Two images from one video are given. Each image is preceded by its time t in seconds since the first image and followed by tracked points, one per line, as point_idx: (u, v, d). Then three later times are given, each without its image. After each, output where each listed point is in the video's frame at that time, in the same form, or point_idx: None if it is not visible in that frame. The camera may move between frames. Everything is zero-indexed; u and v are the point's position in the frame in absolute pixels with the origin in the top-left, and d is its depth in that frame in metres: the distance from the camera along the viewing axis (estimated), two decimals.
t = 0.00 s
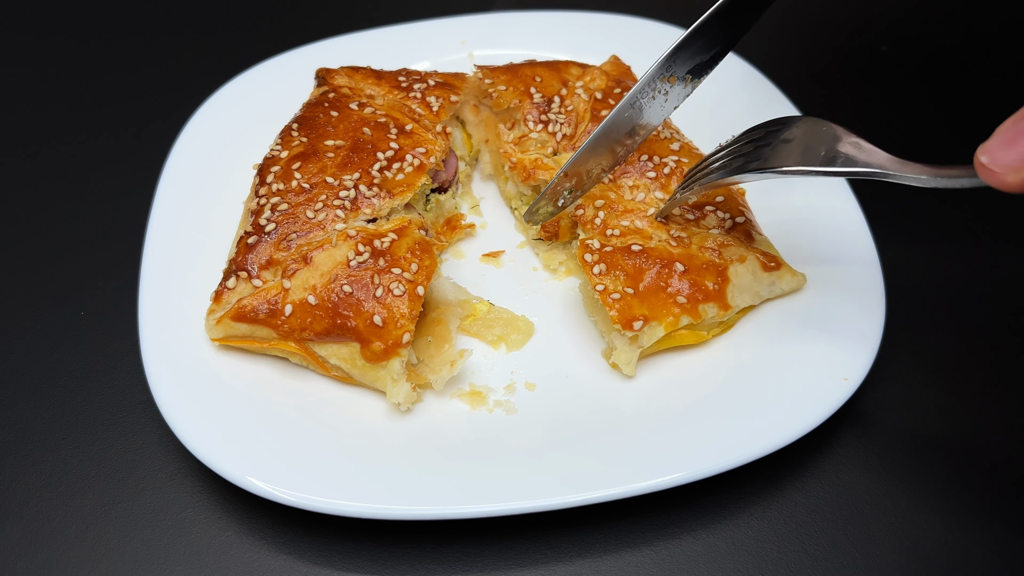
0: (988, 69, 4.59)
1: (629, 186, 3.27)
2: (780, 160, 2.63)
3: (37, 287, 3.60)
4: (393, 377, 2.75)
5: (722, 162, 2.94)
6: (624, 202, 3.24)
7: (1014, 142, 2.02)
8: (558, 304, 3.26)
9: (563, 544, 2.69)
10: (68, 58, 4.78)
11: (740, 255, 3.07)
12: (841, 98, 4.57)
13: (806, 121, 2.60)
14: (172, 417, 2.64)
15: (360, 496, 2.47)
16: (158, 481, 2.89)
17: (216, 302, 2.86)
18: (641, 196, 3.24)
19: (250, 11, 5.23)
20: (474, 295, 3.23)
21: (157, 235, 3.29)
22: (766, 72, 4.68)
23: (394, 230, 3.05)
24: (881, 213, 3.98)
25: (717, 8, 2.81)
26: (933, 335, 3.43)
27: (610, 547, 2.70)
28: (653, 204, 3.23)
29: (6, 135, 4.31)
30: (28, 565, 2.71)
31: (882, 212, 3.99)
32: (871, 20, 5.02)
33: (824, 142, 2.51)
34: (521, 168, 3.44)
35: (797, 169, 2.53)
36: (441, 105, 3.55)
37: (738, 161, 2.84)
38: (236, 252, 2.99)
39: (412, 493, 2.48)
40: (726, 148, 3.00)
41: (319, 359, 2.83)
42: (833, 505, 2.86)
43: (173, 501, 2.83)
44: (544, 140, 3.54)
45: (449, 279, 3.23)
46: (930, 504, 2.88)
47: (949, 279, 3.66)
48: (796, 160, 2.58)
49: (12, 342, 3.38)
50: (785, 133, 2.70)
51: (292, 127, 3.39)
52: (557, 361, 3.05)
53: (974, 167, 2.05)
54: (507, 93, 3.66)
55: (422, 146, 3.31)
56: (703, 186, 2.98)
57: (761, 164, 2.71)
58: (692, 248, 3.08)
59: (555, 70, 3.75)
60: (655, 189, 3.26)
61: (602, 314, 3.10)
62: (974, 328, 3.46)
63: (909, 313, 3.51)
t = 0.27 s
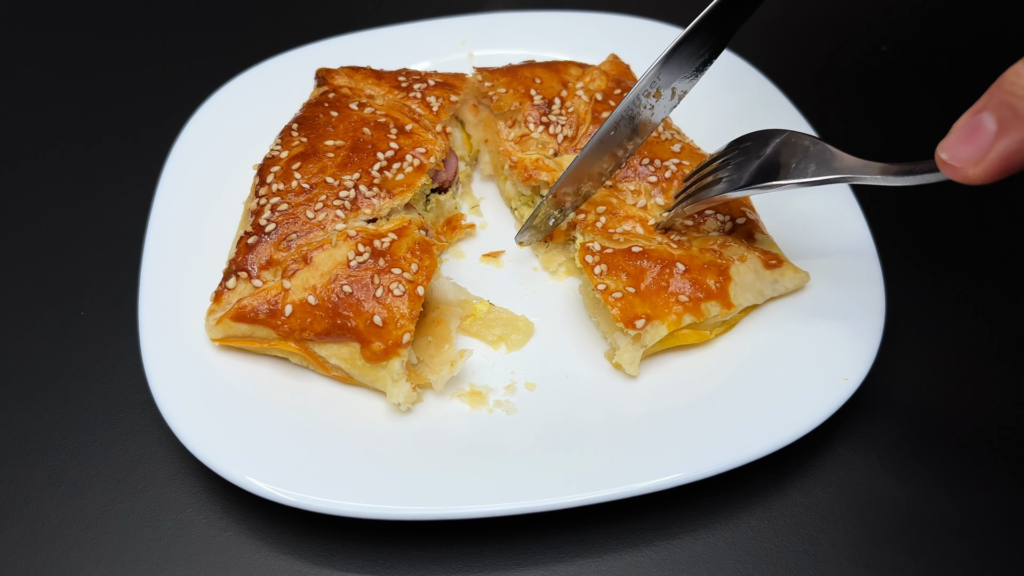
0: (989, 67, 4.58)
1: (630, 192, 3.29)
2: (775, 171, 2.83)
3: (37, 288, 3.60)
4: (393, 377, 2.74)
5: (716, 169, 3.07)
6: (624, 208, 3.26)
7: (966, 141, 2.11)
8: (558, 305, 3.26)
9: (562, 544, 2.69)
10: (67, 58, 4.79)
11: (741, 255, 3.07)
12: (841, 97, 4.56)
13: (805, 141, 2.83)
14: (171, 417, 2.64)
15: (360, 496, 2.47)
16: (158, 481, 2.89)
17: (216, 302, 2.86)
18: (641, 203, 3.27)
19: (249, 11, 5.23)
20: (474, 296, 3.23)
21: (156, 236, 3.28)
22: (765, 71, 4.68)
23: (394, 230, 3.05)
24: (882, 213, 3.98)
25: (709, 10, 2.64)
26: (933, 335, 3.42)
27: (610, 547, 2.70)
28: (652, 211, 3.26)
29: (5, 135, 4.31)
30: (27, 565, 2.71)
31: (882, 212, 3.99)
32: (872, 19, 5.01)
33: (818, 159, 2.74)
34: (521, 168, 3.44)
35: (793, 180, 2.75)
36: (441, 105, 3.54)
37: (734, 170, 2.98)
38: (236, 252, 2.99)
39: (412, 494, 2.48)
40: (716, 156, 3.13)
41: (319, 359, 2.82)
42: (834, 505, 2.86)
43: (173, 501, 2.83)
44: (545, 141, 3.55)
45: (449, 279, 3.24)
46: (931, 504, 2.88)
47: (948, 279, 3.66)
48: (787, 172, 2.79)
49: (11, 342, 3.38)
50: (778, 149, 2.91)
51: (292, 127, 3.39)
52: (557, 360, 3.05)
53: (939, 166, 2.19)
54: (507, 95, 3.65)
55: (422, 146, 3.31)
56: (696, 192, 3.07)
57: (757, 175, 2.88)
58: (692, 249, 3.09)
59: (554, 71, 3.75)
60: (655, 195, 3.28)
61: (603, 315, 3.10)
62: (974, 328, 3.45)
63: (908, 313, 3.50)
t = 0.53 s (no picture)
0: (988, 66, 4.58)
1: (629, 197, 3.29)
2: (767, 180, 2.89)
3: (37, 288, 3.60)
4: (393, 378, 2.74)
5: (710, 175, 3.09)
6: (623, 212, 3.26)
7: (943, 155, 2.23)
8: (558, 305, 3.26)
9: (562, 544, 2.69)
10: (67, 58, 4.79)
11: (740, 255, 3.07)
12: (841, 98, 4.57)
13: (793, 152, 2.91)
14: (171, 418, 2.64)
15: (361, 497, 2.47)
16: (158, 482, 2.89)
17: (216, 303, 2.86)
18: (640, 206, 3.27)
19: (249, 10, 5.23)
20: (474, 296, 3.24)
21: (156, 237, 3.28)
22: (765, 72, 4.68)
23: (394, 231, 3.05)
24: (882, 214, 3.99)
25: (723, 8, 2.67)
26: (933, 335, 3.42)
27: (610, 548, 2.70)
28: (652, 214, 3.25)
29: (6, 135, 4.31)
30: (27, 566, 2.71)
31: (881, 212, 3.99)
32: (871, 19, 5.01)
33: (806, 170, 2.82)
34: (520, 172, 3.46)
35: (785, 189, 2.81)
36: (440, 106, 3.55)
37: (728, 176, 3.00)
38: (236, 253, 2.99)
39: (413, 495, 2.49)
40: (708, 162, 3.15)
41: (319, 360, 2.82)
42: (834, 505, 2.87)
43: (173, 502, 2.83)
44: (543, 145, 3.53)
45: (449, 280, 3.24)
46: (930, 504, 2.89)
47: (947, 279, 3.67)
48: (777, 182, 2.86)
49: (12, 342, 3.38)
50: (768, 158, 2.97)
51: (292, 128, 3.39)
52: (557, 361, 3.05)
53: (919, 179, 2.31)
54: (505, 101, 3.65)
55: (422, 147, 3.31)
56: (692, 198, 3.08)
57: (750, 182, 2.93)
58: (692, 251, 3.09)
59: (552, 73, 3.76)
60: (654, 198, 3.27)
61: (603, 317, 3.10)
62: (974, 328, 3.46)
63: (908, 313, 3.51)
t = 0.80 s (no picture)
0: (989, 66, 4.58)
1: (630, 197, 3.29)
2: (767, 178, 2.88)
3: (38, 287, 3.61)
4: (393, 378, 2.74)
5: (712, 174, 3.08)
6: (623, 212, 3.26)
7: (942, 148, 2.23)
8: (558, 305, 3.26)
9: (562, 545, 2.69)
10: (68, 58, 4.79)
11: (741, 255, 3.08)
12: (842, 98, 4.56)
13: (794, 150, 2.88)
14: (171, 419, 2.64)
15: (361, 498, 2.47)
16: (158, 482, 2.89)
17: (216, 304, 2.86)
18: (640, 205, 3.27)
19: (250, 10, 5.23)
20: (474, 296, 3.24)
21: (156, 238, 3.28)
22: (765, 71, 4.69)
23: (394, 232, 3.05)
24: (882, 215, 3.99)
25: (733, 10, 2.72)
26: (934, 335, 3.42)
27: (609, 548, 2.71)
28: (652, 214, 3.25)
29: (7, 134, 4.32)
30: (27, 566, 2.71)
31: (882, 212, 3.99)
32: (873, 19, 5.01)
33: (806, 168, 2.80)
34: (521, 172, 3.47)
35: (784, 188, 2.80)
36: (440, 106, 3.54)
37: (728, 176, 3.00)
38: (237, 254, 2.99)
39: (413, 496, 2.49)
40: (709, 161, 3.15)
41: (320, 360, 2.82)
42: (834, 506, 2.87)
43: (173, 502, 2.84)
44: (543, 145, 3.54)
45: (449, 280, 3.24)
46: (930, 504, 2.90)
47: (947, 280, 3.67)
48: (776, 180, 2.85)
49: (13, 343, 3.38)
50: (768, 155, 2.95)
51: (292, 128, 3.39)
52: (557, 361, 3.05)
53: (919, 173, 2.31)
54: (505, 100, 3.65)
55: (422, 147, 3.31)
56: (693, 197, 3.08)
57: (750, 181, 2.92)
58: (692, 250, 3.09)
59: (552, 73, 3.76)
60: (654, 197, 3.27)
61: (603, 316, 3.10)
62: (975, 330, 3.45)
63: (908, 313, 3.51)
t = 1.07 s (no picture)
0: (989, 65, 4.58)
1: (632, 196, 3.29)
2: (768, 179, 2.86)
3: (38, 287, 3.61)
4: (393, 379, 2.74)
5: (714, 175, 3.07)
6: (625, 210, 3.26)
7: (943, 151, 2.25)
8: (559, 305, 3.27)
9: (562, 545, 2.69)
10: (69, 58, 4.79)
11: (742, 255, 3.08)
12: (842, 99, 4.56)
13: (795, 151, 2.86)
14: (171, 419, 2.65)
15: (362, 498, 2.48)
16: (159, 482, 2.90)
17: (216, 304, 2.86)
18: (642, 204, 3.27)
19: (250, 10, 5.23)
20: (474, 296, 3.24)
21: (156, 237, 3.28)
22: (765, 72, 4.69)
23: (394, 232, 3.05)
24: (882, 216, 3.99)
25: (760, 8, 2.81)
26: (934, 336, 3.42)
27: (610, 548, 2.71)
28: (653, 214, 3.26)
29: (8, 134, 4.32)
30: (27, 566, 2.71)
31: (882, 213, 4.00)
32: (873, 20, 5.01)
33: (807, 170, 2.79)
34: (527, 169, 3.47)
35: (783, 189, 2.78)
36: (441, 106, 3.55)
37: (729, 177, 2.99)
38: (237, 254, 2.99)
39: (413, 496, 2.49)
40: (711, 162, 3.14)
41: (320, 360, 2.83)
42: (835, 506, 2.87)
43: (174, 502, 2.84)
44: (547, 142, 3.54)
45: (449, 280, 3.24)
46: (931, 504, 2.90)
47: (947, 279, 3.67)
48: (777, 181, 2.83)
49: (13, 342, 3.39)
50: (770, 156, 2.94)
51: (293, 128, 3.39)
52: (558, 360, 3.06)
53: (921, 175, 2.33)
54: (508, 96, 3.66)
55: (423, 147, 3.31)
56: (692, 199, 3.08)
57: (750, 182, 2.90)
58: (694, 251, 3.10)
59: (555, 71, 3.76)
60: (656, 196, 3.28)
61: (605, 316, 3.10)
62: (976, 330, 3.45)
63: (908, 313, 3.51)
